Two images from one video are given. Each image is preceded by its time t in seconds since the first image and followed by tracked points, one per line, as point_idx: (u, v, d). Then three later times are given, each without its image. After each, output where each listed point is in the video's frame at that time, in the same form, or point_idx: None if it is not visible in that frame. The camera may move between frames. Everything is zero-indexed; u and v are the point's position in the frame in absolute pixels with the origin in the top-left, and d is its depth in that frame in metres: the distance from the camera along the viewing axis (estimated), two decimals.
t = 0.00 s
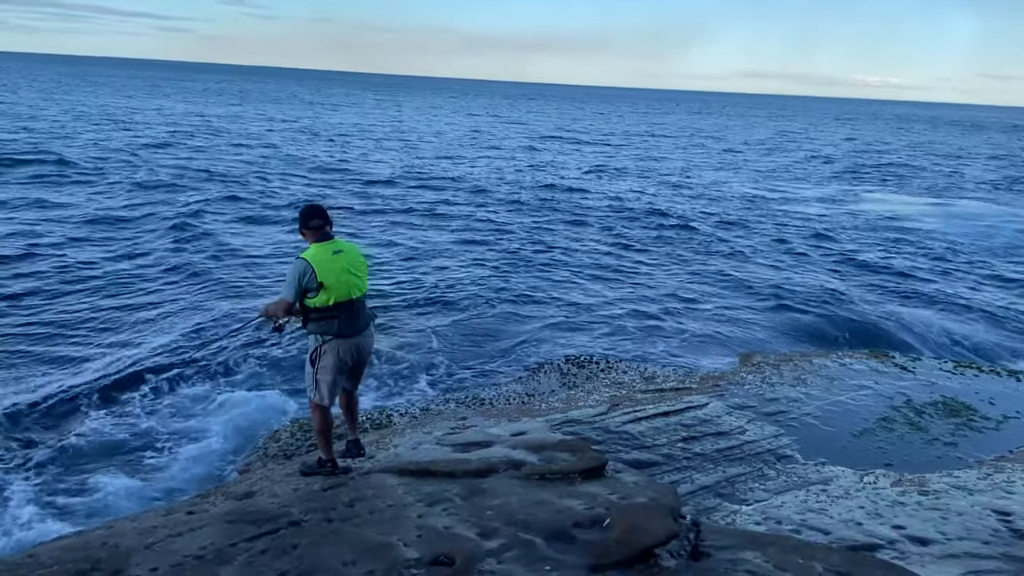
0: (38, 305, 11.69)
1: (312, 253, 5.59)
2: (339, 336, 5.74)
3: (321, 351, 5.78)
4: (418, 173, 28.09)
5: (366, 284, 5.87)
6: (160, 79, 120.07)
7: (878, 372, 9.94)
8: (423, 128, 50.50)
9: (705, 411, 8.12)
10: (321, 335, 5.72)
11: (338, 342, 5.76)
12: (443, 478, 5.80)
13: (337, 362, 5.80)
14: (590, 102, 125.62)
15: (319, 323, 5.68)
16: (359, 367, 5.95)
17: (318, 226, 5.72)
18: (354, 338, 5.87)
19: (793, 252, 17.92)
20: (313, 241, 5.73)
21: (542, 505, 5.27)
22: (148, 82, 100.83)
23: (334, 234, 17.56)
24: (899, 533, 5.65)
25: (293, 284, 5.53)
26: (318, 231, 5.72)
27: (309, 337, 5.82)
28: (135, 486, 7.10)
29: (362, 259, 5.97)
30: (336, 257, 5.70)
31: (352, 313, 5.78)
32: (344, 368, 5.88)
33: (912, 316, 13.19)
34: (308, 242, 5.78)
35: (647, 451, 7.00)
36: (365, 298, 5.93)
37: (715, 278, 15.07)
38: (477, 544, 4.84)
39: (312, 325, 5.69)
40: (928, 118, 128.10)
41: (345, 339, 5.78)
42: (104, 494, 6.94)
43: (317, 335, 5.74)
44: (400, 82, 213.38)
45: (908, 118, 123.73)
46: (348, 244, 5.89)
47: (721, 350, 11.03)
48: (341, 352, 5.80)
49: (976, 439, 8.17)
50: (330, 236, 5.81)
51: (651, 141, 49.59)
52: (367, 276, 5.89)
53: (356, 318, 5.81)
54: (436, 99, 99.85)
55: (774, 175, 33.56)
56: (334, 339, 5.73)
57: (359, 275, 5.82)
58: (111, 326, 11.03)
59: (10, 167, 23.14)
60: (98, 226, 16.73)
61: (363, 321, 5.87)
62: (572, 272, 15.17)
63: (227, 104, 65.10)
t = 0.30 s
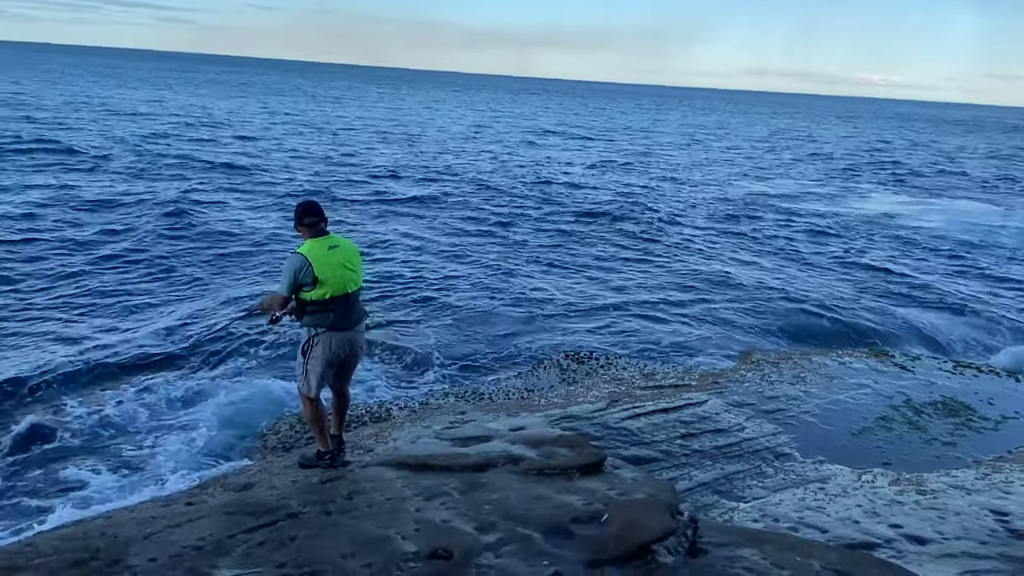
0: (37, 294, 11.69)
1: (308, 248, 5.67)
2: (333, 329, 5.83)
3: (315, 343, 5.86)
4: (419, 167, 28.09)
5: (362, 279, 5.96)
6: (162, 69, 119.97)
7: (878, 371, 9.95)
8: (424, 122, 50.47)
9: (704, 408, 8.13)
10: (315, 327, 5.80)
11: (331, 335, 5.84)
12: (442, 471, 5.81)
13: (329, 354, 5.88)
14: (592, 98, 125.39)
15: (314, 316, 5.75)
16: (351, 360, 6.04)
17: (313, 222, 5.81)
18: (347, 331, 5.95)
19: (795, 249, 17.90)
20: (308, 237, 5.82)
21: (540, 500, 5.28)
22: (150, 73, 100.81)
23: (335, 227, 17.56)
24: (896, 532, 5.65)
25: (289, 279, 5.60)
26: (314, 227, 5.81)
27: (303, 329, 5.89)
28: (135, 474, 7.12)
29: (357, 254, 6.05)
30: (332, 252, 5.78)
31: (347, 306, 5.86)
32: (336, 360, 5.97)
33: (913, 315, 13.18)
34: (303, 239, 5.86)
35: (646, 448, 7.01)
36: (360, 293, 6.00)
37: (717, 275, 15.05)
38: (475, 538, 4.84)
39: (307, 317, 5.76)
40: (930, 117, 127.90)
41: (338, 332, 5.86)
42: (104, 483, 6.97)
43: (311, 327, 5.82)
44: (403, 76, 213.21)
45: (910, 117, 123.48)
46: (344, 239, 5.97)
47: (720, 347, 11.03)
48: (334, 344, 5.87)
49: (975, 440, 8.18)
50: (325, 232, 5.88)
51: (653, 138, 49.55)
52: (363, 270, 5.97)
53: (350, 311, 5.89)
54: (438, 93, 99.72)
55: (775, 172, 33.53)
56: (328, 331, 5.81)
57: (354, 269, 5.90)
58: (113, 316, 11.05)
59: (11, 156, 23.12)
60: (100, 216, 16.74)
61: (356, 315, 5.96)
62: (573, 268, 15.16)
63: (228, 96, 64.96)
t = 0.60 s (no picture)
0: (40, 282, 11.69)
1: (314, 236, 5.81)
2: (338, 316, 6.01)
3: (319, 329, 6.02)
4: (423, 160, 28.06)
5: (366, 268, 6.11)
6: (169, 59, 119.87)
7: (880, 372, 9.94)
8: (430, 116, 50.40)
9: (705, 406, 8.12)
10: (321, 313, 5.97)
11: (335, 322, 6.01)
12: (443, 465, 5.82)
13: (333, 340, 6.05)
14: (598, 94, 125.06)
15: (320, 302, 5.93)
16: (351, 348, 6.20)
17: (318, 212, 5.96)
18: (351, 319, 6.14)
19: (799, 249, 17.86)
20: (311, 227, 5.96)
21: (541, 496, 5.29)
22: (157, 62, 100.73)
23: (340, 220, 17.54)
24: (896, 533, 5.66)
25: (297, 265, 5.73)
26: (320, 217, 5.96)
27: (308, 315, 6.06)
28: (137, 463, 7.13)
29: (363, 245, 6.20)
30: (337, 241, 5.93)
31: (351, 294, 6.04)
32: (338, 347, 6.13)
33: (917, 317, 13.15)
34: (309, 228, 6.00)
35: (647, 445, 7.01)
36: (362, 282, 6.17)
37: (721, 273, 15.02)
38: (475, 533, 4.85)
39: (313, 304, 5.94)
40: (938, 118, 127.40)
41: (342, 319, 6.04)
42: (105, 471, 6.98)
43: (317, 313, 5.99)
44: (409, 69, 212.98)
45: (917, 118, 122.99)
46: (350, 230, 6.11)
47: (723, 346, 11.01)
48: (338, 331, 6.05)
49: (977, 442, 8.17)
50: (332, 222, 6.03)
51: (659, 135, 49.44)
52: (368, 260, 6.12)
53: (354, 299, 6.07)
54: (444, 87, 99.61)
55: (781, 172, 33.46)
56: (333, 318, 5.99)
57: (360, 259, 6.05)
58: (116, 305, 11.05)
59: (16, 144, 23.13)
60: (104, 205, 16.74)
61: (360, 304, 6.14)
62: (577, 264, 15.13)
63: (236, 87, 64.97)
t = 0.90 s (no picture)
0: (47, 267, 11.73)
1: (321, 224, 5.85)
2: (347, 304, 6.06)
3: (328, 317, 6.09)
4: (430, 153, 28.05)
5: (373, 256, 6.13)
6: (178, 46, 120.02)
7: (884, 374, 9.91)
8: (437, 109, 50.35)
9: (708, 405, 8.12)
10: (329, 301, 6.04)
11: (345, 310, 6.07)
12: (445, 458, 5.84)
13: (342, 328, 6.12)
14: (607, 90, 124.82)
15: (328, 291, 5.99)
16: (361, 336, 6.27)
17: (325, 200, 5.99)
18: (360, 307, 6.18)
19: (805, 249, 17.82)
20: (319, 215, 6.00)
21: (543, 491, 5.29)
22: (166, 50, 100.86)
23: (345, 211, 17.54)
24: (896, 536, 5.65)
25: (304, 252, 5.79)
26: (327, 205, 5.98)
27: (317, 304, 6.12)
28: (138, 449, 7.15)
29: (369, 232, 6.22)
30: (344, 228, 5.96)
31: (359, 281, 6.08)
32: (348, 335, 6.19)
33: (922, 320, 13.11)
34: (316, 216, 6.03)
35: (649, 443, 7.01)
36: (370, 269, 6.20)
37: (725, 272, 15.00)
38: (476, 526, 4.86)
39: (321, 292, 6.00)
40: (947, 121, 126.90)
41: (351, 307, 6.09)
42: (107, 457, 7.01)
43: (326, 301, 6.05)
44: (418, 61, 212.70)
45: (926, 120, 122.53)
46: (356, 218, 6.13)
47: (726, 345, 11.00)
48: (347, 319, 6.11)
49: (980, 447, 8.15)
50: (338, 210, 6.06)
51: (666, 132, 49.34)
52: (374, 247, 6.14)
53: (362, 285, 6.11)
54: (453, 80, 99.59)
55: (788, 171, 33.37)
56: (341, 306, 6.05)
57: (366, 247, 6.08)
58: (121, 291, 11.08)
59: (25, 129, 23.19)
60: (111, 191, 16.76)
61: (368, 290, 6.19)
62: (581, 260, 15.11)
63: (244, 76, 65.04)
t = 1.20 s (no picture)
0: (53, 249, 11.75)
1: (322, 214, 5.87)
2: (350, 293, 6.07)
3: (332, 307, 6.10)
4: (438, 144, 28.01)
5: (375, 245, 6.14)
6: (187, 31, 119.85)
7: (888, 377, 9.90)
8: (445, 100, 50.26)
9: (710, 403, 8.11)
10: (333, 291, 6.05)
11: (348, 299, 6.08)
12: (448, 450, 5.85)
13: (346, 318, 6.13)
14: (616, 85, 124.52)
15: (331, 281, 6.00)
16: (365, 325, 6.27)
17: (326, 190, 6.01)
18: (364, 296, 6.19)
19: (811, 249, 17.78)
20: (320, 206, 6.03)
21: (545, 484, 5.31)
22: (175, 35, 100.72)
23: (351, 200, 17.54)
24: (897, 538, 5.65)
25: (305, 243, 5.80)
26: (328, 196, 6.01)
27: (321, 294, 6.13)
28: (141, 433, 7.18)
29: (371, 221, 6.23)
30: (345, 218, 5.98)
31: (362, 270, 6.08)
32: (352, 324, 6.20)
33: (927, 323, 13.08)
34: (318, 207, 6.06)
35: (650, 439, 7.02)
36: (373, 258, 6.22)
37: (731, 270, 14.98)
38: (478, 518, 4.87)
39: (324, 283, 6.02)
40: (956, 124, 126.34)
41: (355, 297, 6.10)
42: (110, 441, 7.04)
43: (329, 291, 6.06)
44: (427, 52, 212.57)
45: (936, 122, 121.97)
46: (357, 208, 6.15)
47: (730, 343, 10.98)
48: (351, 309, 6.12)
49: (982, 451, 8.14)
50: (339, 201, 6.08)
51: (674, 128, 49.20)
52: (376, 237, 6.15)
53: (365, 274, 6.12)
54: (462, 71, 99.38)
55: (796, 171, 33.27)
56: (345, 296, 6.06)
57: (368, 236, 6.09)
58: (126, 275, 11.09)
59: (33, 111, 23.22)
60: (118, 176, 16.76)
61: (372, 280, 6.19)
62: (587, 255, 15.09)
63: (253, 63, 65.01)
